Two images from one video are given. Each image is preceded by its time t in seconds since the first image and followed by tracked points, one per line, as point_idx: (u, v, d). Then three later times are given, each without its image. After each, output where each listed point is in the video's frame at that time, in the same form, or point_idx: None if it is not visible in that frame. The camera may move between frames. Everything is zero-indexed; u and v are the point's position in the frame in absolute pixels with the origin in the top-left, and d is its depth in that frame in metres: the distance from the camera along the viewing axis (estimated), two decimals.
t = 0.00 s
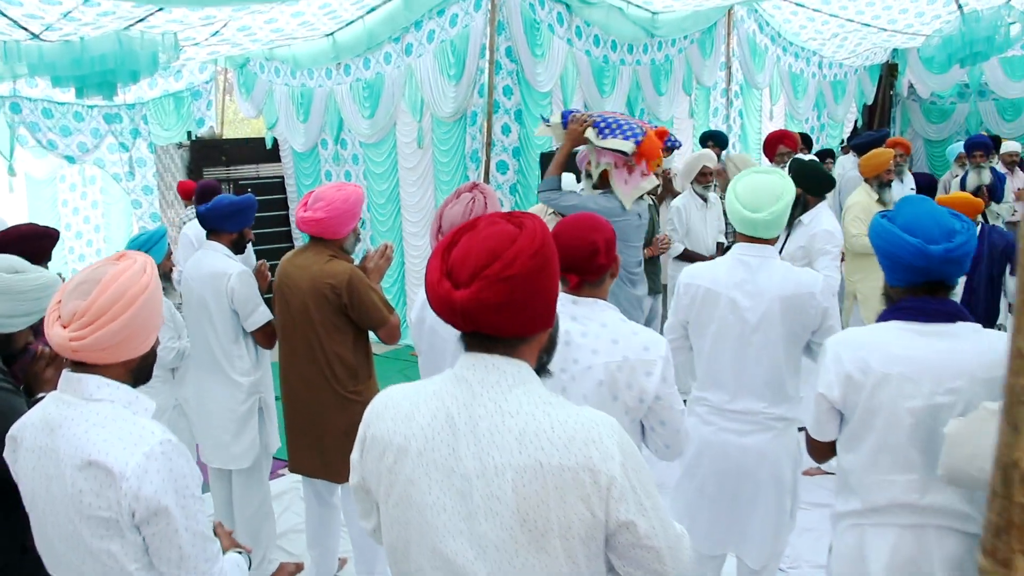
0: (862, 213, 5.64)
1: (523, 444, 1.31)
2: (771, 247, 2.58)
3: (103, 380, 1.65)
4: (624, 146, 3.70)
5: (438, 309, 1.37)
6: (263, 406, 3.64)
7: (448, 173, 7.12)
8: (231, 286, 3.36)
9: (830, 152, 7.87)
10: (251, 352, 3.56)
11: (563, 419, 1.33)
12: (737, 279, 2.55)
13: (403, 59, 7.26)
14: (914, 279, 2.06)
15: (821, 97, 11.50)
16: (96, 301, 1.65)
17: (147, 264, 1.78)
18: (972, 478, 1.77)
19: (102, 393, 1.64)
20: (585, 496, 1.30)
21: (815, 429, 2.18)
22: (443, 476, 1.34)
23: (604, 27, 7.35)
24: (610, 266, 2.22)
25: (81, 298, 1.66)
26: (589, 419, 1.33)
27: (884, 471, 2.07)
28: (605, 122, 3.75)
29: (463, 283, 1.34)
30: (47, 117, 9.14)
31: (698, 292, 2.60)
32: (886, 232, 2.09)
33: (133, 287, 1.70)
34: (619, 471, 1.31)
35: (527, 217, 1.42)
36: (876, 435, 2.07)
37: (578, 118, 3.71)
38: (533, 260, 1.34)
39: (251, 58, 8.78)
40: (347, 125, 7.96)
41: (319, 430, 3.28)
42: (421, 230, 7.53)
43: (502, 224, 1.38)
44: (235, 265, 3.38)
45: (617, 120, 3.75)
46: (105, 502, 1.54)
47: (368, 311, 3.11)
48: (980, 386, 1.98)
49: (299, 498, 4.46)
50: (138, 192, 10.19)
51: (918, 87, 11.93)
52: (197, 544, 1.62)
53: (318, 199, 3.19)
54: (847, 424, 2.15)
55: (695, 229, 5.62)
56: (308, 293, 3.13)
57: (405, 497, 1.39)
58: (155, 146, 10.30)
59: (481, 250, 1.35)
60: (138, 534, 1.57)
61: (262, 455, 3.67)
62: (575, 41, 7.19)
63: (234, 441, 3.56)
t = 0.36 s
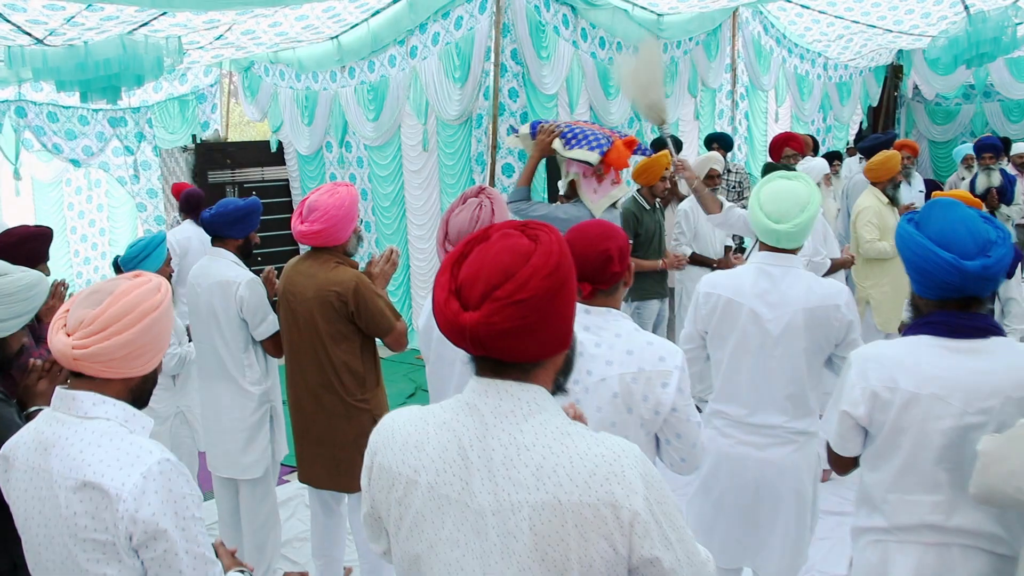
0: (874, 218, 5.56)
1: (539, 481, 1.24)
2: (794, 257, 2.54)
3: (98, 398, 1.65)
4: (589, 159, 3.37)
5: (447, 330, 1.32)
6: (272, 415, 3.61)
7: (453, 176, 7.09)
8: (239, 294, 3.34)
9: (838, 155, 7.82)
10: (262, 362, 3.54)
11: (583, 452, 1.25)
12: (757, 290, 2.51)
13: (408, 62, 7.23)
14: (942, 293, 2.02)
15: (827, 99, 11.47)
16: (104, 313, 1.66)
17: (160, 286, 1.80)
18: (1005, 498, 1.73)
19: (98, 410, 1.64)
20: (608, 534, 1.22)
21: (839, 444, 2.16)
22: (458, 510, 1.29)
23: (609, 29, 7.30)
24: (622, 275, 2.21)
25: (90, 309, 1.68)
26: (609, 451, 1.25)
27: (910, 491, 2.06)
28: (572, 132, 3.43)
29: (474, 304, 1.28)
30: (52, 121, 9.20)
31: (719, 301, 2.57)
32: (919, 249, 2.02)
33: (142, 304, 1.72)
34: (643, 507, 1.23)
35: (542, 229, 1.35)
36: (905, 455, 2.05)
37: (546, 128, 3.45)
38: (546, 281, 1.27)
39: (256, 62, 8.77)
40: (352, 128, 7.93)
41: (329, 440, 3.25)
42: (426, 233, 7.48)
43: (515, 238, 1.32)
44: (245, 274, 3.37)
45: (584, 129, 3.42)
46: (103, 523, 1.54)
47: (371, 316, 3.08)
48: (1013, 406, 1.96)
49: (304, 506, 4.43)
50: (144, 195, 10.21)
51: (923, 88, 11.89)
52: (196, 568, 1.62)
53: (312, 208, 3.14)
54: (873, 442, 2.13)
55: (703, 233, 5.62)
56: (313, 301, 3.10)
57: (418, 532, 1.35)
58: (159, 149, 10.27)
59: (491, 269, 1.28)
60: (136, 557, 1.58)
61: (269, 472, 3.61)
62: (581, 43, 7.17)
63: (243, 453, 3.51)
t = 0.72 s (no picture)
0: (896, 224, 5.42)
1: (561, 514, 1.15)
2: (822, 267, 2.45)
3: (94, 409, 1.56)
4: (563, 159, 3.39)
5: (464, 346, 1.23)
6: (283, 421, 3.52)
7: (461, 177, 7.01)
8: (248, 300, 3.25)
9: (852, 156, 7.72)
10: (271, 367, 3.45)
11: (607, 481, 1.16)
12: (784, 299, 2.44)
13: (417, 62, 7.15)
14: (979, 307, 1.91)
15: (840, 100, 11.37)
16: (105, 319, 1.58)
17: (165, 294, 1.72)
18: None
19: (93, 422, 1.55)
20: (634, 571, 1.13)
21: (863, 461, 2.07)
22: (475, 541, 1.20)
23: (621, 29, 7.19)
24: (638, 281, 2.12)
25: (90, 315, 1.59)
26: (635, 480, 1.16)
27: (941, 511, 1.97)
28: (547, 133, 3.46)
29: (492, 318, 1.19)
30: (58, 121, 9.11)
31: (743, 310, 2.51)
32: (956, 263, 1.91)
33: (146, 312, 1.63)
34: (672, 539, 1.13)
35: (570, 238, 1.26)
36: (935, 474, 1.96)
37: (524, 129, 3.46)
38: (571, 298, 1.18)
39: (264, 62, 8.70)
40: (361, 129, 7.85)
41: (339, 448, 3.17)
42: (435, 235, 7.38)
43: (541, 247, 1.23)
44: (254, 279, 3.28)
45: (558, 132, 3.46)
46: (98, 539, 1.45)
47: (382, 320, 3.03)
48: None
49: (311, 512, 4.34)
50: (150, 196, 10.16)
51: (936, 90, 11.76)
52: None
53: (314, 213, 3.06)
54: (900, 459, 2.04)
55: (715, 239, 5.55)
56: (320, 306, 3.04)
57: (430, 562, 1.26)
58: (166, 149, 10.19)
59: (512, 282, 1.19)
60: None
61: (276, 482, 3.51)
62: (593, 44, 7.07)
63: (253, 460, 3.43)
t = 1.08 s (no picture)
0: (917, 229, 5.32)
1: (586, 553, 1.05)
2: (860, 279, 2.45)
3: (89, 419, 1.48)
4: (541, 161, 3.15)
5: (482, 367, 1.15)
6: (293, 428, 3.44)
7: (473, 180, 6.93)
8: (256, 305, 3.18)
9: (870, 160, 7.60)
10: (280, 373, 3.37)
11: (638, 517, 1.06)
12: (818, 311, 2.42)
13: (429, 62, 7.06)
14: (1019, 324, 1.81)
15: (856, 103, 11.27)
16: (102, 325, 1.51)
17: (162, 299, 1.66)
18: None
19: (88, 433, 1.47)
20: None
21: (894, 485, 1.98)
22: None
23: (636, 30, 7.10)
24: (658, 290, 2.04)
25: (86, 322, 1.52)
26: (668, 517, 1.07)
27: (977, 540, 1.88)
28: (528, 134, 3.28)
29: (514, 338, 1.11)
30: (70, 120, 9.09)
31: (774, 321, 2.50)
32: (998, 276, 1.79)
33: (143, 317, 1.57)
34: None
35: (600, 254, 1.18)
36: (971, 500, 1.87)
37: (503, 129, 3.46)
38: (600, 318, 1.09)
39: (276, 61, 8.64)
40: (373, 130, 7.78)
41: (350, 458, 3.10)
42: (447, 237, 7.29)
43: (568, 262, 1.14)
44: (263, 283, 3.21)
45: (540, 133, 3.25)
46: (91, 559, 1.37)
47: (394, 326, 2.97)
48: None
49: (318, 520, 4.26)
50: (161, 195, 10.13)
51: (954, 94, 11.63)
52: None
53: (320, 216, 2.99)
54: (935, 483, 1.96)
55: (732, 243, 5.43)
56: (329, 311, 2.98)
57: None
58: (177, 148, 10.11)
59: (535, 299, 1.11)
60: None
61: (283, 491, 3.42)
62: (608, 44, 6.99)
63: (263, 466, 3.34)
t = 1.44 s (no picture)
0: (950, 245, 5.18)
1: None
2: (903, 297, 2.41)
3: (81, 444, 1.41)
4: (523, 173, 3.59)
5: (498, 409, 1.07)
6: (304, 442, 3.37)
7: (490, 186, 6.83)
8: (266, 316, 3.10)
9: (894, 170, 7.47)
10: (291, 385, 3.30)
11: None
12: (859, 328, 2.40)
13: (448, 66, 6.99)
14: None
15: (879, 112, 11.15)
16: (92, 342, 1.44)
17: (159, 310, 1.59)
18: None
19: (80, 459, 1.40)
20: None
21: (929, 522, 1.90)
22: None
23: (657, 36, 7.01)
24: (688, 309, 1.97)
25: (75, 340, 1.46)
26: None
27: None
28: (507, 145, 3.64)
29: (538, 375, 1.03)
30: (87, 120, 9.44)
31: (812, 340, 2.47)
32: None
33: (137, 332, 1.50)
34: None
35: (629, 282, 1.11)
36: (1012, 543, 1.78)
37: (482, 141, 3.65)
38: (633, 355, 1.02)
39: (294, 64, 8.60)
40: (390, 134, 7.71)
41: (361, 473, 3.02)
42: (463, 244, 7.20)
43: (598, 290, 1.07)
44: (274, 293, 3.13)
45: (519, 144, 3.63)
46: None
47: (409, 338, 2.90)
48: None
49: (328, 532, 4.19)
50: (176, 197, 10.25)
51: (978, 104, 11.48)
52: None
53: (333, 225, 2.92)
54: (971, 523, 1.87)
55: (755, 252, 5.30)
56: (342, 322, 2.90)
57: None
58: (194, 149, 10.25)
59: (558, 335, 1.03)
60: None
61: (293, 506, 3.35)
62: (629, 50, 6.90)
63: (273, 481, 3.27)
